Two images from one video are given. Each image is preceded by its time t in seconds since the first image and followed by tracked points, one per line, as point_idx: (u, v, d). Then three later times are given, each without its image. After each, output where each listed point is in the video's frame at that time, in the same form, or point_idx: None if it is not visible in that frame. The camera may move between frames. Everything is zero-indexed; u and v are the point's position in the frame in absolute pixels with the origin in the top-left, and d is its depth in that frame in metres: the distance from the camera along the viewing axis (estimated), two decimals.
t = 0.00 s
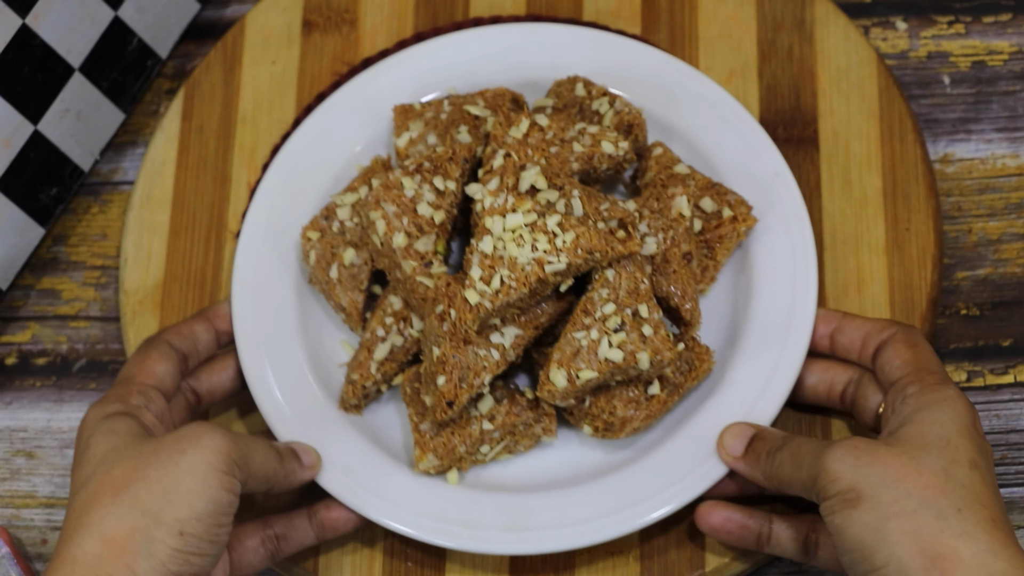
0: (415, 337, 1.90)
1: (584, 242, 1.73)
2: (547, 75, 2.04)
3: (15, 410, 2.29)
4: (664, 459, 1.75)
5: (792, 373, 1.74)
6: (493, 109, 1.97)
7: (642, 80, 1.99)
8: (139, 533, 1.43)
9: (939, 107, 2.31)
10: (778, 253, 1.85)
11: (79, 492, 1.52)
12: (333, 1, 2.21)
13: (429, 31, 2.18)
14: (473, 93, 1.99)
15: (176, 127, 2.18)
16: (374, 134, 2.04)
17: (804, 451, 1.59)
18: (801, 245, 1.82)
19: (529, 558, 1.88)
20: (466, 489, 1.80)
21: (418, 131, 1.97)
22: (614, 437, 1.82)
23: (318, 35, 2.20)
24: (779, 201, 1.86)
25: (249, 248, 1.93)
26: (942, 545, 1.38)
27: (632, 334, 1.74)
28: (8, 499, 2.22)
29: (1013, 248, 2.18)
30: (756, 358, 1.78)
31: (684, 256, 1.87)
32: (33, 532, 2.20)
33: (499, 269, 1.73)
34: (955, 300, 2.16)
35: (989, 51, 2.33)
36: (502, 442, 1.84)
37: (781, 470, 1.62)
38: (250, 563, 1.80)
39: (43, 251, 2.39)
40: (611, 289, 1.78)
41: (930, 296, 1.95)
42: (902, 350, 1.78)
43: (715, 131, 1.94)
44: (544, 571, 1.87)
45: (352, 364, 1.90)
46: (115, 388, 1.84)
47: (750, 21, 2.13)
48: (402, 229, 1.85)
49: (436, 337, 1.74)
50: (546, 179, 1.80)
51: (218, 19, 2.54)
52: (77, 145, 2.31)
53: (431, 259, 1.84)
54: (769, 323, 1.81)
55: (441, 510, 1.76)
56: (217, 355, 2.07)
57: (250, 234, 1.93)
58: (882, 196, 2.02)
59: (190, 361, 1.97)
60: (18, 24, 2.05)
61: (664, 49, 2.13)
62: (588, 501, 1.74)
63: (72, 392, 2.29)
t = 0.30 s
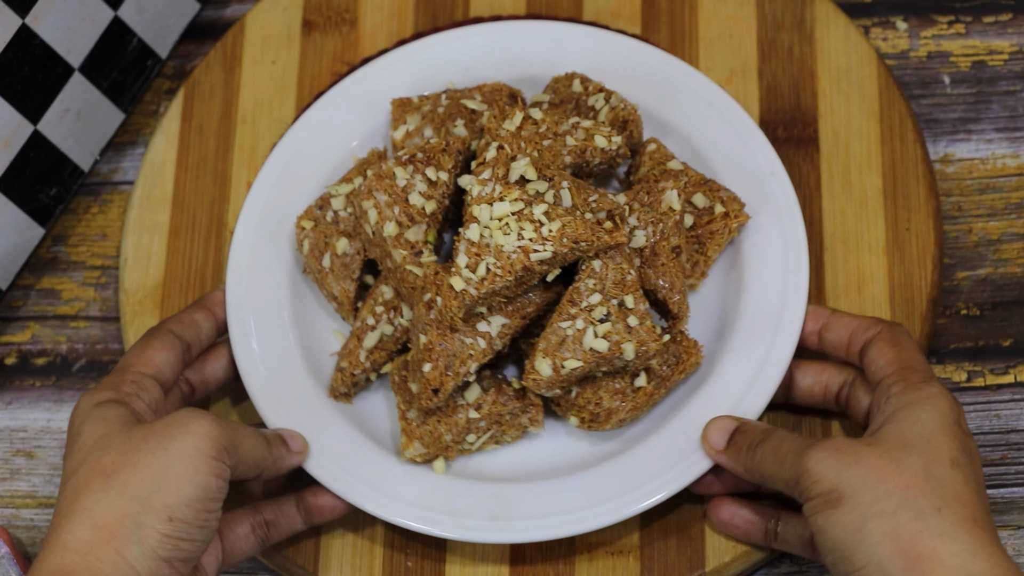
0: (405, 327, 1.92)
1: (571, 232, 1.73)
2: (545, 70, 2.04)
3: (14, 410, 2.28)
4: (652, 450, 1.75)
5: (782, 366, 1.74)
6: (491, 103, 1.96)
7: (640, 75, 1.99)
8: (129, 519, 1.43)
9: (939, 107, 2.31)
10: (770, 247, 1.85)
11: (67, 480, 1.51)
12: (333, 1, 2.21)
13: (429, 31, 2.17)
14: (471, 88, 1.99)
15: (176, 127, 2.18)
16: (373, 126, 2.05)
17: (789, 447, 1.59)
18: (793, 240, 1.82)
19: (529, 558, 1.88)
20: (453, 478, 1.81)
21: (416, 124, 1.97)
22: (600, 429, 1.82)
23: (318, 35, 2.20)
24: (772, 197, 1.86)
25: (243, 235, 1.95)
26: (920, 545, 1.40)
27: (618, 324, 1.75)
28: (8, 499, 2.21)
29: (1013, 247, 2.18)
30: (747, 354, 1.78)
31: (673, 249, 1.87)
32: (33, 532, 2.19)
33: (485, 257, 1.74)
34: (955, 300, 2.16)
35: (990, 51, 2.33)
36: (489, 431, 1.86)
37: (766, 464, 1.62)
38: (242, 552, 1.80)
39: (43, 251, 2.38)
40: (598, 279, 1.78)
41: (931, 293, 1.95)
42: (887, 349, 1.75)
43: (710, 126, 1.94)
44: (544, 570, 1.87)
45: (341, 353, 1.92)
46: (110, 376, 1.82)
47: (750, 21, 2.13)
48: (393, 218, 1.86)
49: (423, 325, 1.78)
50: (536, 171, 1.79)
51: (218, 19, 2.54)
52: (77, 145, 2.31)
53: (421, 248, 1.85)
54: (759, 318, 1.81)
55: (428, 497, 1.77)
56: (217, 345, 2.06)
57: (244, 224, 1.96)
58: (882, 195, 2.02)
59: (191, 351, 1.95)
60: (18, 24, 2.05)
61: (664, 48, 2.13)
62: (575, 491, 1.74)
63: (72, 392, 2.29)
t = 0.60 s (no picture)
0: (401, 325, 1.92)
1: (568, 233, 1.73)
2: (545, 69, 2.04)
3: (14, 410, 2.28)
4: (647, 451, 1.75)
5: (779, 368, 1.74)
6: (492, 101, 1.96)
7: (641, 74, 1.99)
8: (141, 545, 1.44)
9: (939, 107, 2.31)
10: (767, 248, 1.85)
11: (68, 514, 1.50)
12: (333, 1, 2.21)
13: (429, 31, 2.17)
14: (472, 86, 1.98)
15: (175, 128, 2.18)
16: (373, 125, 2.05)
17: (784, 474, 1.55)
18: (791, 241, 1.83)
19: (529, 558, 1.88)
20: (448, 476, 1.81)
21: (416, 121, 1.97)
22: (595, 429, 1.82)
23: (318, 35, 2.20)
24: (770, 199, 1.87)
25: (243, 232, 1.95)
26: None
27: (613, 326, 1.74)
28: (8, 500, 2.21)
29: (1013, 248, 2.18)
30: (743, 355, 1.78)
31: (670, 251, 1.87)
32: (33, 533, 2.19)
33: (482, 256, 1.74)
34: (956, 300, 2.16)
35: (990, 51, 2.33)
36: (483, 430, 1.85)
37: (761, 486, 1.59)
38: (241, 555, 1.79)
39: (43, 251, 2.38)
40: (594, 280, 1.78)
41: (931, 294, 1.95)
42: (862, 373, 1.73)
43: (709, 127, 1.94)
44: (544, 570, 1.87)
45: (338, 350, 1.92)
46: (93, 401, 1.77)
47: (750, 21, 2.13)
48: (391, 215, 1.87)
49: (419, 323, 1.77)
50: (535, 171, 1.79)
51: (218, 19, 2.54)
52: (77, 145, 2.31)
53: (418, 246, 1.86)
54: (756, 320, 1.81)
55: (422, 494, 1.77)
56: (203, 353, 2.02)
57: (243, 222, 1.96)
58: (882, 196, 2.02)
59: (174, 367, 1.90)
60: (18, 24, 2.05)
61: (664, 49, 2.13)
62: (568, 492, 1.74)
63: (72, 392, 2.29)
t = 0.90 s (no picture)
0: (401, 325, 1.92)
1: (568, 233, 1.73)
2: (545, 69, 2.04)
3: (14, 410, 2.28)
4: (647, 452, 1.75)
5: (778, 370, 1.74)
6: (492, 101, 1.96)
7: (641, 74, 1.99)
8: None
9: (939, 107, 2.31)
10: (767, 249, 1.85)
11: None
12: (333, 1, 2.21)
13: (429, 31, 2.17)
14: (472, 86, 1.98)
15: (175, 128, 2.18)
16: (373, 125, 2.05)
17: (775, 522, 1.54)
18: (791, 243, 1.83)
19: (529, 558, 1.88)
20: (448, 476, 1.81)
21: (416, 121, 1.97)
22: (594, 429, 1.82)
23: (318, 35, 2.20)
24: (771, 200, 1.87)
25: (243, 232, 1.95)
26: None
27: (614, 326, 1.74)
28: (8, 500, 2.21)
29: (1013, 248, 2.18)
30: (743, 356, 1.78)
31: (670, 251, 1.87)
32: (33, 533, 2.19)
33: (482, 256, 1.74)
34: (956, 300, 2.16)
35: (990, 51, 2.33)
36: (483, 429, 1.86)
37: (755, 537, 1.57)
38: None
39: (43, 251, 2.38)
40: (594, 280, 1.78)
41: (931, 294, 1.95)
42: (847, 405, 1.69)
43: (709, 128, 1.94)
44: (544, 570, 1.87)
45: (338, 350, 1.92)
46: (150, 490, 1.64)
47: (750, 21, 2.13)
48: (391, 215, 1.87)
49: (419, 323, 1.78)
50: (535, 171, 1.79)
51: (218, 18, 2.54)
52: (77, 145, 2.31)
53: (419, 247, 1.86)
54: (756, 322, 1.81)
55: (422, 494, 1.77)
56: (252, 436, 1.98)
57: (243, 223, 1.96)
58: (882, 196, 2.02)
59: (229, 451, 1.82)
60: (18, 24, 2.05)
61: (664, 49, 2.13)
62: (568, 492, 1.74)
63: (72, 392, 2.29)
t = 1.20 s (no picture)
0: (401, 325, 1.92)
1: (568, 233, 1.72)
2: (545, 69, 2.04)
3: (14, 410, 2.27)
4: (646, 452, 1.75)
5: (778, 370, 1.74)
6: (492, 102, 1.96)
7: (641, 75, 1.99)
8: None
9: (940, 107, 2.31)
10: (767, 249, 1.85)
11: None
12: (333, 1, 2.21)
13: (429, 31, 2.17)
14: (472, 86, 1.98)
15: (175, 128, 2.18)
16: (373, 125, 2.05)
17: (761, 527, 1.51)
18: (791, 243, 1.83)
19: (529, 558, 1.88)
20: (448, 477, 1.81)
21: (416, 122, 1.97)
22: (594, 429, 1.82)
23: (318, 35, 2.20)
24: (771, 200, 1.87)
25: (243, 232, 1.95)
26: None
27: (613, 326, 1.74)
28: (8, 500, 2.21)
29: (1013, 248, 2.18)
30: (742, 357, 1.78)
31: (670, 251, 1.87)
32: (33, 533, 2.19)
33: (482, 257, 1.74)
34: (956, 300, 2.16)
35: (990, 51, 2.33)
36: (483, 430, 1.86)
37: (741, 540, 1.55)
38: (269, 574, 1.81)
39: (43, 251, 2.38)
40: (594, 280, 1.78)
41: (931, 294, 1.95)
42: (834, 412, 1.69)
43: (709, 128, 1.94)
44: (544, 570, 1.87)
45: (337, 351, 1.92)
46: (183, 489, 1.59)
47: (750, 22, 2.13)
48: (391, 216, 1.87)
49: (419, 323, 1.78)
50: (535, 171, 1.79)
51: (218, 19, 2.54)
52: (77, 145, 2.31)
53: (418, 247, 1.86)
54: (756, 322, 1.81)
55: (422, 495, 1.77)
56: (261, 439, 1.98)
57: (242, 224, 1.96)
58: (882, 196, 2.02)
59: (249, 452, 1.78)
60: (18, 24, 2.04)
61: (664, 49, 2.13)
62: (568, 493, 1.74)
63: (72, 392, 2.29)
